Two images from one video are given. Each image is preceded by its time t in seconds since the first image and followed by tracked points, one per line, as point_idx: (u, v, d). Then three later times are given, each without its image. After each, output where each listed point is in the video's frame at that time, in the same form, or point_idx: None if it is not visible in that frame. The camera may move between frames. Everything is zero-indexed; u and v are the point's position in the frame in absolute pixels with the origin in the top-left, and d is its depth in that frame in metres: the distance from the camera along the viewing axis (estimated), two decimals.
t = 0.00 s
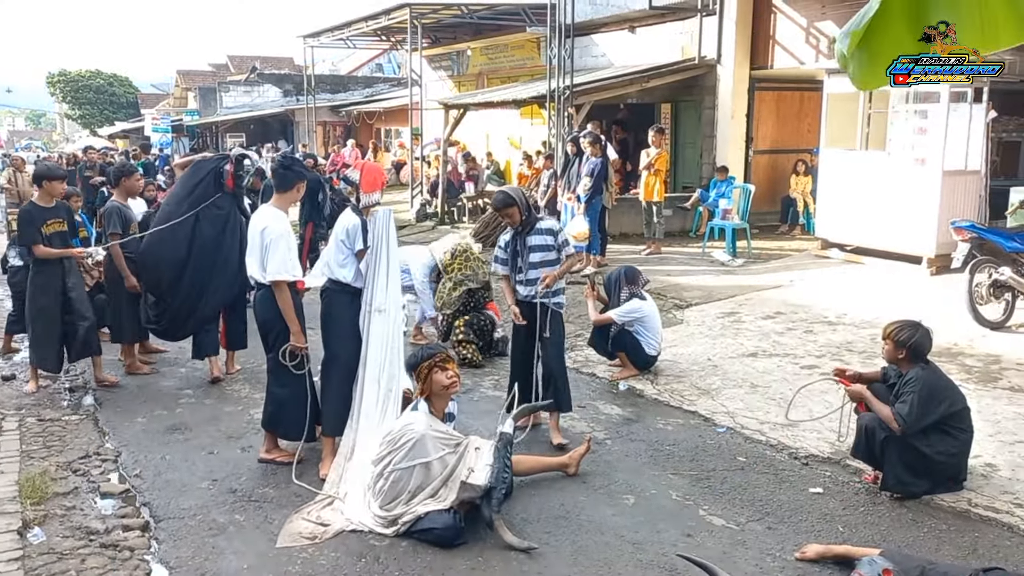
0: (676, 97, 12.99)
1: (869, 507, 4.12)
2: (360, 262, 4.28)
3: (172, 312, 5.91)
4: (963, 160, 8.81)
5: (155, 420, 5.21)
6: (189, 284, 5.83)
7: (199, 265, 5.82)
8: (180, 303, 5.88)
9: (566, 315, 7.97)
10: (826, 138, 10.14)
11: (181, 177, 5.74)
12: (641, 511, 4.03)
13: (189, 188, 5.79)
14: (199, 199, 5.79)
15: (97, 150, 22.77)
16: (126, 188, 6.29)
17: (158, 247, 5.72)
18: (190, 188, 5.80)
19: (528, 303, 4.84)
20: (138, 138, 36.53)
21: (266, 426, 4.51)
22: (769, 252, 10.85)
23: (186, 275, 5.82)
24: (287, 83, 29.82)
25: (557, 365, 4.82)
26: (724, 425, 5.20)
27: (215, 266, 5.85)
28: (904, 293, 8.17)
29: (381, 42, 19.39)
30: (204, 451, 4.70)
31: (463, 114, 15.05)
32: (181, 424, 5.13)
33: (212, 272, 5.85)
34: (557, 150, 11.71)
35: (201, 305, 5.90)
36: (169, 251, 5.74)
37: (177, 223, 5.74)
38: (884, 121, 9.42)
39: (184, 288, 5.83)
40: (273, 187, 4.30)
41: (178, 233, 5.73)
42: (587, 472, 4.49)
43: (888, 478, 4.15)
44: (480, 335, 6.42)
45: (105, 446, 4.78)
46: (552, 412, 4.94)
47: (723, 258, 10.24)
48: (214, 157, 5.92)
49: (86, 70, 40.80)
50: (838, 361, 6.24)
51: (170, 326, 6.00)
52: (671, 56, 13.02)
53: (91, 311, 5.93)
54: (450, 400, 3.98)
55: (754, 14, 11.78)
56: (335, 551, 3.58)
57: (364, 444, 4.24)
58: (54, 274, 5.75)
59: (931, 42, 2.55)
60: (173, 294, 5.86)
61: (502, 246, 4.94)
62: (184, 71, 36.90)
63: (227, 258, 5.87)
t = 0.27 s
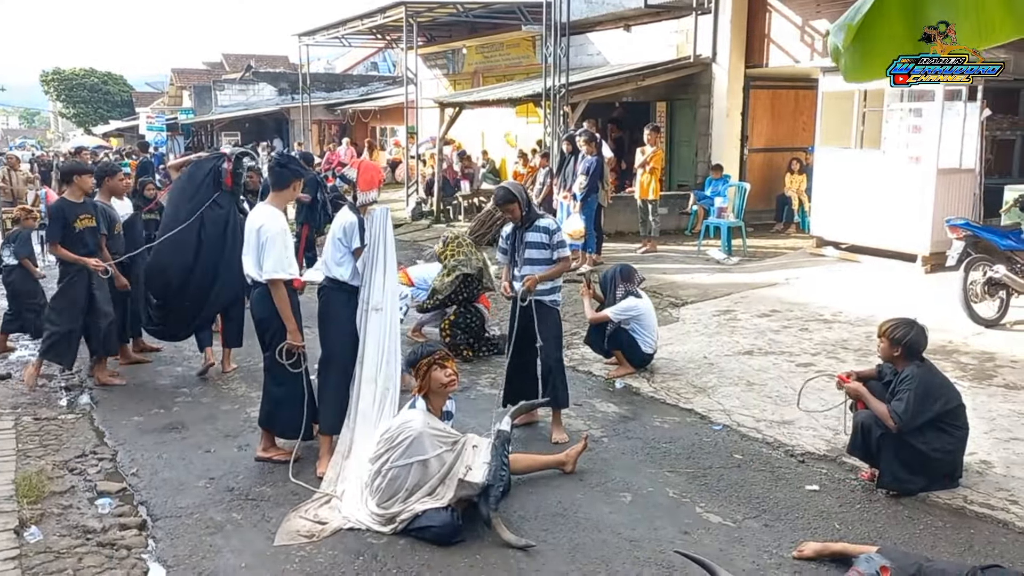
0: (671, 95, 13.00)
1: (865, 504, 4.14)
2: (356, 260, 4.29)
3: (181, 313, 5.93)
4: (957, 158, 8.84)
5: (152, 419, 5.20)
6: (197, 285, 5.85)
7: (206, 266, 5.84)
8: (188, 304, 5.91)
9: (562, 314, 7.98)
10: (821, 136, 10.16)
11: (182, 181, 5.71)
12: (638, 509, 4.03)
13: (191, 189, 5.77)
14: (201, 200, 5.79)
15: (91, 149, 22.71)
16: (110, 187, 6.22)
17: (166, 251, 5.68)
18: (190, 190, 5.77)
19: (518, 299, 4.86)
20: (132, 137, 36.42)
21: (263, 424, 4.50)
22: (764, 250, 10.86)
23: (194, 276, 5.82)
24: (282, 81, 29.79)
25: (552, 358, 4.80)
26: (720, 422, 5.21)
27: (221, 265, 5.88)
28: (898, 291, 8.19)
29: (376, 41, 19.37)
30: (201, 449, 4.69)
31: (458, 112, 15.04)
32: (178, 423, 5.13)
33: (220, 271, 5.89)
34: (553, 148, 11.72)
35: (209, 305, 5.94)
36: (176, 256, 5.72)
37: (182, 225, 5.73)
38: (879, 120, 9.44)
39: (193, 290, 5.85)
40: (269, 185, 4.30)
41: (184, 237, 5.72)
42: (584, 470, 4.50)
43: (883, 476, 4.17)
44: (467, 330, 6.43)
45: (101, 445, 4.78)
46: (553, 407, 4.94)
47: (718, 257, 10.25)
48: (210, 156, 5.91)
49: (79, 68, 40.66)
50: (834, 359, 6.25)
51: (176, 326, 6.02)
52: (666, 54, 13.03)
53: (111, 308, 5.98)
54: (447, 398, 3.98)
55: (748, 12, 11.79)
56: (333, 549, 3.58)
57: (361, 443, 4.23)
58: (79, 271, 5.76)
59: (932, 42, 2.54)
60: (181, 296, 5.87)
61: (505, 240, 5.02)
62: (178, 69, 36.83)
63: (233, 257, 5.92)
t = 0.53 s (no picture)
0: (669, 96, 13.01)
1: (864, 504, 4.14)
2: (355, 262, 4.30)
3: (179, 316, 5.93)
4: (955, 159, 8.85)
5: (150, 420, 5.19)
6: (196, 286, 5.85)
7: (204, 267, 5.84)
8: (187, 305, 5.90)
9: (560, 315, 7.97)
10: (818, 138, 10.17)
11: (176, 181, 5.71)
12: (637, 509, 4.03)
13: (187, 190, 5.77)
14: (198, 201, 5.80)
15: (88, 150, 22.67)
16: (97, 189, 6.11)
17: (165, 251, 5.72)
18: (185, 191, 5.78)
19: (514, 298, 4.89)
20: (130, 138, 36.39)
21: (262, 426, 4.50)
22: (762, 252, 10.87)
23: (192, 278, 5.83)
24: (279, 83, 29.76)
25: (547, 359, 4.83)
26: (719, 423, 5.21)
27: (218, 266, 5.88)
28: (895, 292, 8.20)
29: (373, 42, 19.37)
30: (199, 451, 4.68)
31: (456, 113, 15.03)
32: (176, 424, 5.12)
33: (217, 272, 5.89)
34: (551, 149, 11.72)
35: (207, 306, 5.94)
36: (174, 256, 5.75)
37: (179, 227, 5.75)
38: (876, 121, 9.46)
39: (192, 291, 5.85)
40: (267, 186, 4.30)
41: (181, 237, 5.74)
42: (583, 471, 4.50)
43: (882, 477, 4.17)
44: (463, 324, 6.36)
45: (100, 446, 4.77)
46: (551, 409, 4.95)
47: (716, 257, 10.25)
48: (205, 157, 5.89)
49: (76, 70, 40.63)
50: (833, 360, 6.26)
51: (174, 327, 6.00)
52: (664, 56, 13.04)
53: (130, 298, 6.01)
54: (446, 400, 3.98)
55: (746, 14, 11.79)
56: (332, 550, 3.58)
57: (360, 444, 4.22)
58: (101, 266, 5.80)
59: (932, 43, 2.43)
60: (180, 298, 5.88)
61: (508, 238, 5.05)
62: (175, 70, 36.81)
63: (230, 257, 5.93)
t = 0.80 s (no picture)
0: (667, 96, 13.02)
1: (861, 503, 4.15)
2: (354, 261, 4.31)
3: (175, 310, 6.04)
4: (952, 158, 8.87)
5: (149, 419, 5.20)
6: (190, 279, 5.98)
7: (196, 263, 5.97)
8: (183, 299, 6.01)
9: (557, 314, 7.98)
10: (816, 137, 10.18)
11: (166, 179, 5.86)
12: (636, 508, 4.04)
13: (178, 189, 5.93)
14: (188, 199, 5.96)
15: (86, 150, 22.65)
16: (81, 190, 6.00)
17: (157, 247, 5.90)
18: (175, 188, 5.94)
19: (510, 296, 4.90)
20: (127, 137, 36.36)
21: (260, 425, 4.51)
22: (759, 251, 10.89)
23: (186, 273, 5.97)
24: (276, 82, 29.73)
25: (543, 358, 4.81)
26: (717, 422, 5.22)
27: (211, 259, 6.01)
28: (892, 292, 8.22)
29: (371, 41, 19.37)
30: (198, 450, 4.69)
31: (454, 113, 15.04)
32: (175, 423, 5.13)
33: (208, 270, 6.01)
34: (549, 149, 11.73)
35: (202, 299, 6.03)
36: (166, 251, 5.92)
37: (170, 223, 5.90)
38: (873, 121, 9.47)
39: (186, 284, 5.98)
40: (266, 186, 4.30)
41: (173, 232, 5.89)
42: (582, 470, 4.51)
43: (880, 476, 4.18)
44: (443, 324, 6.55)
45: (98, 445, 4.77)
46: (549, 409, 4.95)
47: (714, 257, 10.27)
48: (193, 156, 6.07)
49: (74, 69, 40.59)
50: (830, 359, 6.28)
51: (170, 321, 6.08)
52: (662, 55, 13.05)
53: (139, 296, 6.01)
54: (445, 399, 3.99)
55: (743, 13, 11.80)
56: (331, 549, 3.58)
57: (359, 444, 4.23)
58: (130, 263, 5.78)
59: (932, 43, 2.52)
60: (175, 292, 6.01)
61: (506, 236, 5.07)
62: (173, 70, 36.79)
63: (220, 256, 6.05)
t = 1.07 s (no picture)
0: (664, 97, 13.03)
1: (858, 502, 4.16)
2: (353, 262, 4.32)
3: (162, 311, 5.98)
4: (949, 159, 8.89)
5: (147, 419, 5.20)
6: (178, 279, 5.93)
7: (184, 263, 5.93)
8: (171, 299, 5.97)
9: (555, 315, 7.99)
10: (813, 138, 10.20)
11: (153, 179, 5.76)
12: (633, 508, 4.05)
13: (167, 188, 5.82)
14: (179, 196, 5.88)
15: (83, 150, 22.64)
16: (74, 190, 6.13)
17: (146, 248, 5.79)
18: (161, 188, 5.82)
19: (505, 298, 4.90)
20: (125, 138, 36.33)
21: (258, 425, 4.51)
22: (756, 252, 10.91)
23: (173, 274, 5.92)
24: (274, 83, 29.71)
25: (538, 359, 4.83)
26: (714, 422, 5.23)
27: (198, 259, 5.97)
28: (889, 292, 8.24)
29: (369, 42, 19.37)
30: (196, 450, 4.69)
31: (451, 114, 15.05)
32: (173, 423, 5.13)
33: (198, 270, 5.96)
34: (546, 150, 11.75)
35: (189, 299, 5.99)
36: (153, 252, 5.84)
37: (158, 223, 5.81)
38: (870, 122, 9.50)
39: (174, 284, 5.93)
40: (264, 186, 4.31)
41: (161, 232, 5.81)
42: (579, 470, 4.52)
43: (877, 476, 4.19)
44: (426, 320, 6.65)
45: (96, 446, 4.77)
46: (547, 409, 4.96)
47: (711, 257, 10.29)
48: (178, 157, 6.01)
49: (71, 70, 40.56)
50: (827, 359, 6.29)
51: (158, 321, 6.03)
52: (659, 56, 13.06)
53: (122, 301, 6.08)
54: (443, 400, 3.99)
55: (740, 14, 11.80)
56: (329, 549, 3.59)
57: (357, 444, 4.22)
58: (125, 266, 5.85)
59: (932, 42, 2.53)
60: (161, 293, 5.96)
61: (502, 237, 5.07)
62: (170, 70, 36.77)
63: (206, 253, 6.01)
